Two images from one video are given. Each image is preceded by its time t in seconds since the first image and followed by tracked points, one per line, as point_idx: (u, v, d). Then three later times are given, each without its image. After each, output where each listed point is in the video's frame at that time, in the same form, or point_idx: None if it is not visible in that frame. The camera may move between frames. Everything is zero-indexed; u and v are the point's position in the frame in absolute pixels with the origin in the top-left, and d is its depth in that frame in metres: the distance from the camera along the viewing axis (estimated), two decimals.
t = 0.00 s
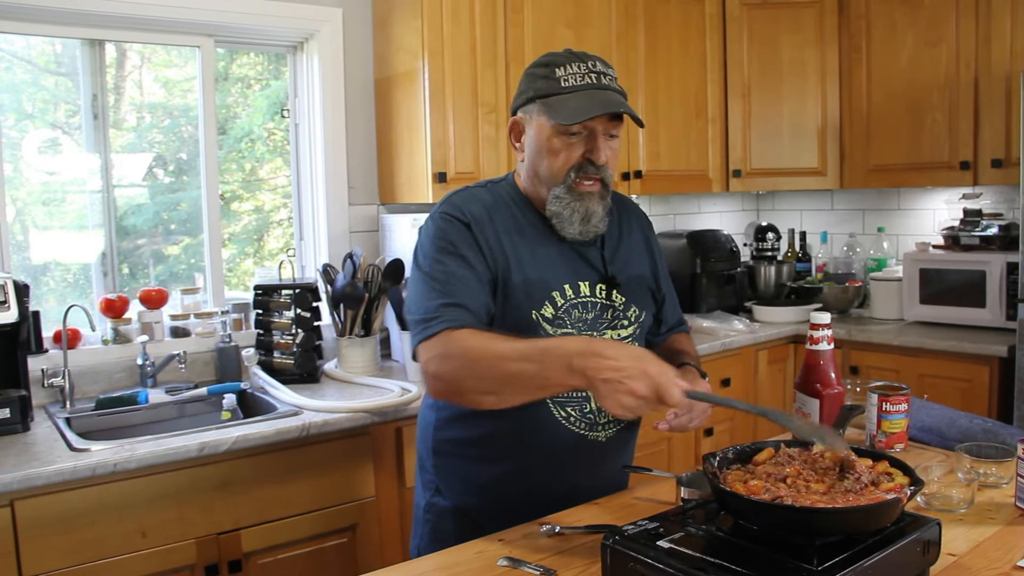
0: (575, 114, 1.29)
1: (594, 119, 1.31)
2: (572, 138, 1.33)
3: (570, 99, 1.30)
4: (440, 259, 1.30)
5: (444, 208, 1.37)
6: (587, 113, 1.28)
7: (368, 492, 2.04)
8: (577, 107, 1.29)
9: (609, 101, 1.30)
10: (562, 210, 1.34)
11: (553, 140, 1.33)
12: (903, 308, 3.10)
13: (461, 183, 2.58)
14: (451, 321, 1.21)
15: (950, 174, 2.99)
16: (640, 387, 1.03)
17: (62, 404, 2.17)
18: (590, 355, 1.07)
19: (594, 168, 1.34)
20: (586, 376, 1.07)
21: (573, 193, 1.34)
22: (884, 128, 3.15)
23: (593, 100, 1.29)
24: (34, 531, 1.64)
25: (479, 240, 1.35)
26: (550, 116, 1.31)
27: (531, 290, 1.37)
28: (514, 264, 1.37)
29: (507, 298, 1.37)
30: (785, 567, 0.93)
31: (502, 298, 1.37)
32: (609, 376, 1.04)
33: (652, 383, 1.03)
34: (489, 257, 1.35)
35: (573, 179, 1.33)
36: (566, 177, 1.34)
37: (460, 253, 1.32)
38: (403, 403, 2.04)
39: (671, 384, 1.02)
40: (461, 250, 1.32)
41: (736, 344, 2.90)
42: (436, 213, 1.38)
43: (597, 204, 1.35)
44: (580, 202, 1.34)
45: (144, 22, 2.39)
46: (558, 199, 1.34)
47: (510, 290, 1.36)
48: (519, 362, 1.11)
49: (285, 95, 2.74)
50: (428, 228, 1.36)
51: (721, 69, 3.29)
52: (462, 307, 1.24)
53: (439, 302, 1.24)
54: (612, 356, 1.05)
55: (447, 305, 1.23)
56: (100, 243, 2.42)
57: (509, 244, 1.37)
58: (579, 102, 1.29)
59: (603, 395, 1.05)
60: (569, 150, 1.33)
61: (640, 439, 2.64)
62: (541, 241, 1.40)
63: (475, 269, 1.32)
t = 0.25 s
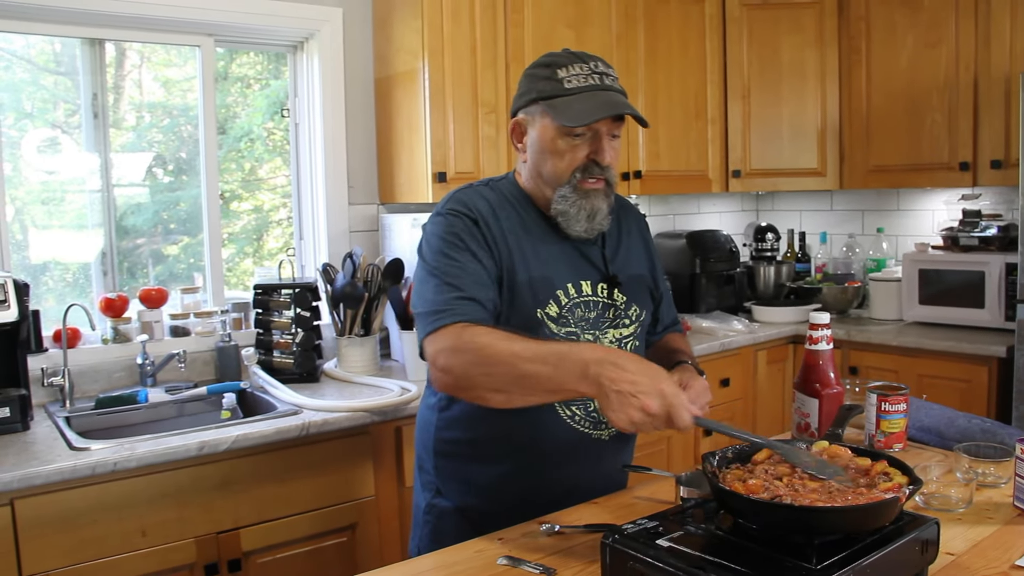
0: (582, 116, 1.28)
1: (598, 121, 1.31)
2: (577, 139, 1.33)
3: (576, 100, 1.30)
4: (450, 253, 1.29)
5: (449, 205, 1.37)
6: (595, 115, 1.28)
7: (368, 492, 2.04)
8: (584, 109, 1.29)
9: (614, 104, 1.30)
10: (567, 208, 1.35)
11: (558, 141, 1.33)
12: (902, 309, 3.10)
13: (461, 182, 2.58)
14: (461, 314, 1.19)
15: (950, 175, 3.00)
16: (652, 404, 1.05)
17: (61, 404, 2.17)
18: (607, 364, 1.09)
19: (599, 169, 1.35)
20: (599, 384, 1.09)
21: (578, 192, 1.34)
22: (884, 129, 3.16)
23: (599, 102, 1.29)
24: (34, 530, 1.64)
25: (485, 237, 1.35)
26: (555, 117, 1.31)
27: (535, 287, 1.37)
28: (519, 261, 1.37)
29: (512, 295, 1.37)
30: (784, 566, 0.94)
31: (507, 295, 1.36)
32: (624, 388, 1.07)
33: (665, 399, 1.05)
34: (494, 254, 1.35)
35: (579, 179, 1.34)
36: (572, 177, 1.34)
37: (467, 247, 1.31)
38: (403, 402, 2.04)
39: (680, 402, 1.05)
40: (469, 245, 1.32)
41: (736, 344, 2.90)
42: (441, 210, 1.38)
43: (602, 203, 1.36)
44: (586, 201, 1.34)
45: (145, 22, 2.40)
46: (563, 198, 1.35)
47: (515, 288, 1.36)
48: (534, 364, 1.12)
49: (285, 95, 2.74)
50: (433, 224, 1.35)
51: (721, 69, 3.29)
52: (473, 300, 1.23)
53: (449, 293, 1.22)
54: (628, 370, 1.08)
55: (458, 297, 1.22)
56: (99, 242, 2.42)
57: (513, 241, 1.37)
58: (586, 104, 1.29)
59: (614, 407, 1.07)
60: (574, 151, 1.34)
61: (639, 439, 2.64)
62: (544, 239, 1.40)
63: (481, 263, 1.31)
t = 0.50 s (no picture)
0: (582, 117, 1.29)
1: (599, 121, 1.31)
2: (578, 139, 1.33)
3: (577, 101, 1.31)
4: (454, 250, 1.29)
5: (450, 204, 1.37)
6: (596, 115, 1.28)
7: (368, 491, 2.04)
8: (585, 109, 1.29)
9: (615, 104, 1.30)
10: (568, 207, 1.35)
11: (559, 141, 1.33)
12: (902, 306, 3.11)
13: (460, 182, 2.58)
14: (474, 308, 1.18)
15: (948, 173, 3.00)
16: (676, 378, 1.02)
17: (62, 404, 2.17)
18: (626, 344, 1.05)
19: (599, 169, 1.35)
20: (620, 364, 1.05)
21: (579, 191, 1.35)
22: (882, 127, 3.16)
23: (600, 103, 1.30)
24: (35, 531, 1.64)
25: (487, 234, 1.35)
26: (557, 118, 1.31)
27: (536, 286, 1.38)
28: (519, 260, 1.37)
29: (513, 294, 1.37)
30: (783, 562, 0.94)
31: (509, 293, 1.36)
32: (644, 364, 1.03)
33: (688, 373, 1.01)
34: (497, 251, 1.35)
35: (580, 179, 1.35)
36: (572, 177, 1.35)
37: (470, 244, 1.31)
38: (403, 401, 2.04)
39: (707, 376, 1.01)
40: (472, 242, 1.32)
41: (735, 342, 2.90)
42: (442, 208, 1.37)
43: (603, 202, 1.36)
44: (587, 199, 1.35)
45: (144, 23, 2.40)
46: (564, 197, 1.35)
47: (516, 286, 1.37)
48: (551, 349, 1.09)
49: (284, 95, 2.74)
50: (434, 223, 1.35)
51: (720, 68, 3.30)
52: (483, 294, 1.22)
53: (456, 288, 1.22)
54: (647, 347, 1.04)
55: (466, 291, 1.21)
56: (99, 243, 2.43)
57: (514, 239, 1.37)
58: (586, 105, 1.30)
59: (637, 384, 1.04)
60: (575, 151, 1.34)
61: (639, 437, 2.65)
62: (543, 238, 1.40)
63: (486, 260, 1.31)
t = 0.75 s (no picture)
0: (581, 118, 1.29)
1: (598, 122, 1.32)
2: (577, 140, 1.34)
3: (576, 102, 1.31)
4: (453, 249, 1.30)
5: (450, 204, 1.38)
6: (594, 116, 1.29)
7: (368, 491, 2.05)
8: (583, 111, 1.30)
9: (614, 105, 1.31)
10: (568, 209, 1.35)
11: (559, 142, 1.34)
12: (901, 306, 3.11)
13: (460, 182, 2.59)
14: (463, 304, 1.19)
15: (948, 173, 3.00)
16: (664, 377, 1.03)
17: (62, 404, 2.18)
18: (614, 340, 1.06)
19: (599, 169, 1.35)
20: (607, 361, 1.05)
21: (579, 191, 1.34)
22: (881, 127, 3.17)
23: (598, 104, 1.30)
24: (35, 531, 1.65)
25: (486, 234, 1.36)
26: (556, 119, 1.31)
27: (537, 286, 1.38)
28: (520, 259, 1.37)
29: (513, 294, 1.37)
30: (780, 561, 0.94)
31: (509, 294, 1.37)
32: (631, 362, 1.03)
33: (675, 373, 1.03)
34: (495, 251, 1.36)
35: (579, 179, 1.34)
36: (572, 177, 1.35)
37: (470, 244, 1.32)
38: (402, 401, 2.05)
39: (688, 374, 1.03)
40: (470, 242, 1.32)
41: (735, 342, 2.91)
42: (442, 208, 1.38)
43: (604, 202, 1.36)
44: (587, 200, 1.34)
45: (144, 24, 2.40)
46: (564, 198, 1.35)
47: (517, 285, 1.37)
48: (540, 345, 1.09)
49: (284, 96, 2.75)
50: (435, 222, 1.36)
51: (719, 68, 3.30)
52: (470, 292, 1.22)
53: (450, 284, 1.23)
54: (635, 345, 1.05)
55: (458, 288, 1.22)
56: (99, 244, 2.43)
57: (515, 239, 1.38)
58: (585, 106, 1.30)
59: (622, 380, 1.04)
60: (574, 151, 1.34)
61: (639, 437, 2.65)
62: (543, 238, 1.41)
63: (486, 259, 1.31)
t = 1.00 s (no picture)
0: (576, 116, 1.30)
1: (593, 120, 1.32)
2: (572, 139, 1.34)
3: (572, 100, 1.31)
4: (453, 248, 1.30)
5: (451, 203, 1.38)
6: (589, 113, 1.29)
7: (367, 490, 2.05)
8: (578, 108, 1.30)
9: (610, 102, 1.31)
10: (565, 206, 1.35)
11: (555, 140, 1.35)
12: (900, 307, 3.11)
13: (460, 183, 2.59)
14: (473, 301, 1.19)
15: (947, 174, 3.00)
16: (676, 383, 1.01)
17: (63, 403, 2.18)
18: (627, 346, 1.06)
19: (595, 168, 1.36)
20: (620, 366, 1.05)
21: (575, 189, 1.35)
22: (881, 128, 3.17)
23: (593, 101, 1.30)
24: (36, 528, 1.65)
25: (490, 232, 1.36)
26: (551, 117, 1.32)
27: (534, 285, 1.38)
28: (518, 259, 1.38)
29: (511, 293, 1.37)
30: (777, 560, 0.95)
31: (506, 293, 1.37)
32: (646, 368, 1.03)
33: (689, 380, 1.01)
34: (497, 249, 1.36)
35: (575, 177, 1.35)
36: (568, 176, 1.36)
37: (470, 243, 1.32)
38: (402, 401, 2.05)
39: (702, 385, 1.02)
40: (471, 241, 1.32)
41: (734, 343, 2.91)
42: (443, 207, 1.38)
43: (599, 200, 1.36)
44: (583, 198, 1.35)
45: (145, 24, 2.41)
46: (560, 196, 1.36)
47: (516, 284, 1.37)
48: (548, 344, 1.10)
49: (285, 96, 2.75)
50: (435, 221, 1.36)
51: (719, 69, 3.31)
52: (483, 291, 1.23)
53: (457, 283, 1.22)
54: (645, 350, 1.05)
55: (466, 288, 1.22)
56: (99, 243, 2.44)
57: (514, 239, 1.38)
58: (580, 103, 1.30)
59: (635, 387, 1.03)
60: (570, 150, 1.35)
61: (638, 437, 2.65)
62: (543, 237, 1.41)
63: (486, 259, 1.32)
